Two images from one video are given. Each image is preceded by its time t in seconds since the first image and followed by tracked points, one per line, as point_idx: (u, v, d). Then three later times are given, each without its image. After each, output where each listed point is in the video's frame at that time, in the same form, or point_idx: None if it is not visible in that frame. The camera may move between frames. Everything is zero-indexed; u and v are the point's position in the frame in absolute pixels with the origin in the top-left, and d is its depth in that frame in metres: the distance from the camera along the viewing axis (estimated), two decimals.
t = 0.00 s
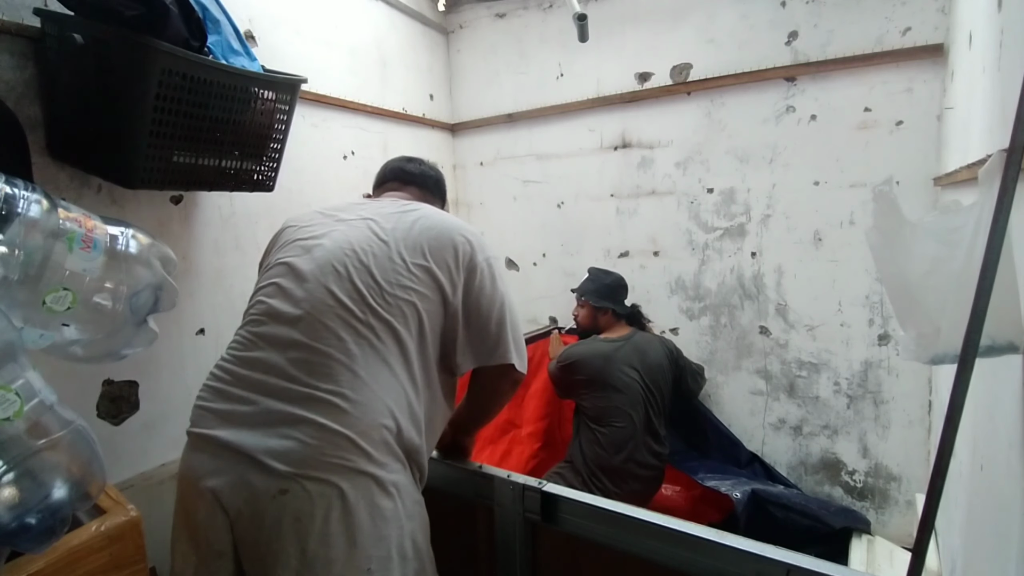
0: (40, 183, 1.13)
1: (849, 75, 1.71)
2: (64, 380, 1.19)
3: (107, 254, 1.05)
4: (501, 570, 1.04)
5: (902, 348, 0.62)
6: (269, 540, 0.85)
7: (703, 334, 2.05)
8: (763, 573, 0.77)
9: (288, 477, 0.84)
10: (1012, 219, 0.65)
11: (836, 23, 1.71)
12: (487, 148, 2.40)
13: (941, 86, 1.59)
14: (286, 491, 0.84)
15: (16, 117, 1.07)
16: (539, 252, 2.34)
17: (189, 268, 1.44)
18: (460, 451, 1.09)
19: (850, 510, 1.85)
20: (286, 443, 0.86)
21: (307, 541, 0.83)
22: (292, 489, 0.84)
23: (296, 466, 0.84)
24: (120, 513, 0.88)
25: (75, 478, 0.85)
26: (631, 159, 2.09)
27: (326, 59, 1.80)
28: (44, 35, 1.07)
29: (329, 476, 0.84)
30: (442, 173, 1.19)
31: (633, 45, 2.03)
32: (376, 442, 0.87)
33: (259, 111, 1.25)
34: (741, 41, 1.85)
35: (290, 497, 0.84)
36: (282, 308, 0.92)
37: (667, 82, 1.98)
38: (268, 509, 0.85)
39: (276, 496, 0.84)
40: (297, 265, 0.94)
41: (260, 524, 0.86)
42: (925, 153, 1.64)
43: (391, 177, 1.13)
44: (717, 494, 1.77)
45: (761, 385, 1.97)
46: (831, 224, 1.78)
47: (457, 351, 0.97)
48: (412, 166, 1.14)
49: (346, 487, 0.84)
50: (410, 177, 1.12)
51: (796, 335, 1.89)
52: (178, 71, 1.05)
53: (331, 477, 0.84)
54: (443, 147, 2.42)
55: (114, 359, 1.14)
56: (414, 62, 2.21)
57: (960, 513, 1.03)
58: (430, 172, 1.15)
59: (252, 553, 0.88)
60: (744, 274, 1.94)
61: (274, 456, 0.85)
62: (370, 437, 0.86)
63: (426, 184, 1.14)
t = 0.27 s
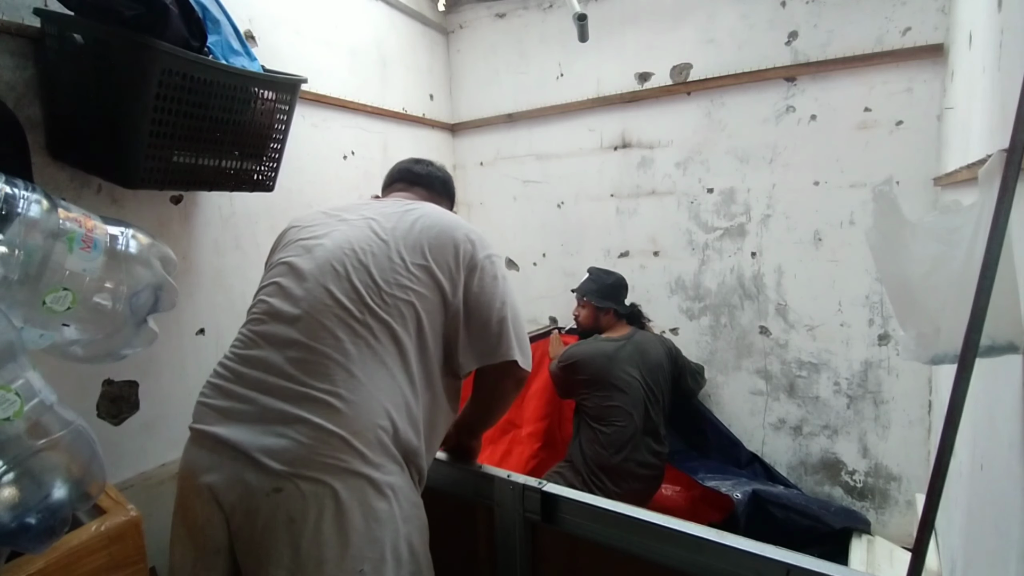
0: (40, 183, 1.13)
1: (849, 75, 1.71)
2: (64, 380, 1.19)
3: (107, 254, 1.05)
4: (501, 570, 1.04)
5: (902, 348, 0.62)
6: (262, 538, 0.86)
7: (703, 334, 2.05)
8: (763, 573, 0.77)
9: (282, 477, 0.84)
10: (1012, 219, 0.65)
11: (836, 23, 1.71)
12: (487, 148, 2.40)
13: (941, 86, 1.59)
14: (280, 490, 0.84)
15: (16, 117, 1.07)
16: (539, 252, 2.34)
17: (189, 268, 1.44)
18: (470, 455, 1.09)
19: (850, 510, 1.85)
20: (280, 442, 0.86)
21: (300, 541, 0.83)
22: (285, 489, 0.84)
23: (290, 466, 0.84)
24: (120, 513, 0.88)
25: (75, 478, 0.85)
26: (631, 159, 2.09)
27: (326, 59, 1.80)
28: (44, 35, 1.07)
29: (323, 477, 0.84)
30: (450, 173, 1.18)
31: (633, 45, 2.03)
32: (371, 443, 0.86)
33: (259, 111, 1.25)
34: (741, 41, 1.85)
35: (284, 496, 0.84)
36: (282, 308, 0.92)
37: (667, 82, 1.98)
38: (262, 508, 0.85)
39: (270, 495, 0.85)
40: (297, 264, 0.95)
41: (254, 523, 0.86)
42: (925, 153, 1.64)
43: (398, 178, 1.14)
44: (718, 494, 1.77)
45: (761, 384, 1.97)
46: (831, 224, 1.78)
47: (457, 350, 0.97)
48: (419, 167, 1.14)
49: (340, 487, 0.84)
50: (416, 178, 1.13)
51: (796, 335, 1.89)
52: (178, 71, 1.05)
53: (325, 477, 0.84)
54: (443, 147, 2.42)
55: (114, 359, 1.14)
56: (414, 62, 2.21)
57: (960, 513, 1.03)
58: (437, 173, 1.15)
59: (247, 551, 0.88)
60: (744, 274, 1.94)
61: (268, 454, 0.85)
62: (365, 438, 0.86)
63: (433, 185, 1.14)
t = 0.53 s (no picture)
0: (40, 183, 1.13)
1: (849, 75, 1.71)
2: (64, 380, 1.19)
3: (107, 254, 1.05)
4: (502, 570, 1.04)
5: (901, 348, 0.62)
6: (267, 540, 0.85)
7: (703, 334, 2.05)
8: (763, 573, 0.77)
9: (285, 475, 0.84)
10: (1012, 219, 0.65)
11: (836, 23, 1.71)
12: (487, 148, 2.40)
13: (941, 86, 1.59)
14: (284, 489, 0.84)
15: (16, 117, 1.07)
16: (539, 252, 2.34)
17: (189, 268, 1.44)
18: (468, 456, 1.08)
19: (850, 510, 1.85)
20: (283, 441, 0.85)
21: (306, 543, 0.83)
22: (288, 488, 0.84)
23: (295, 464, 0.84)
24: (120, 513, 0.88)
25: (75, 478, 0.85)
26: (631, 159, 2.09)
27: (326, 59, 1.80)
28: (44, 35, 1.07)
29: (327, 475, 0.84)
30: (449, 167, 1.17)
31: (633, 45, 2.03)
32: (373, 441, 0.86)
33: (259, 111, 1.25)
34: (740, 41, 1.85)
35: (287, 495, 0.84)
36: (282, 308, 0.92)
37: (667, 82, 1.98)
38: (265, 508, 0.85)
39: (273, 494, 0.84)
40: (296, 264, 0.95)
41: (259, 525, 0.85)
42: (925, 153, 1.64)
43: (395, 175, 1.14)
44: (718, 494, 1.77)
45: (761, 384, 1.97)
46: (831, 224, 1.78)
47: (454, 350, 0.97)
48: (416, 163, 1.13)
49: (343, 486, 0.84)
50: (412, 174, 1.13)
51: (796, 335, 1.89)
52: (178, 71, 1.05)
53: (328, 476, 0.84)
54: (443, 147, 2.42)
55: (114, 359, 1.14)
56: (414, 62, 2.21)
57: (960, 513, 1.03)
58: (434, 168, 1.14)
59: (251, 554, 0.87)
60: (744, 274, 1.94)
61: (271, 454, 0.85)
62: (366, 436, 0.86)
63: (432, 182, 1.14)
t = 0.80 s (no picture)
0: (40, 183, 1.13)
1: (849, 75, 1.71)
2: (64, 380, 1.19)
3: (107, 254, 1.05)
4: (502, 569, 1.04)
5: (901, 348, 0.62)
6: (255, 527, 0.87)
7: (703, 334, 2.05)
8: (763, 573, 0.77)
9: (268, 462, 0.87)
10: (1012, 219, 0.65)
11: (836, 23, 1.71)
12: (487, 148, 2.40)
13: (941, 86, 1.59)
14: (267, 475, 0.86)
15: (16, 117, 1.07)
16: (539, 252, 2.34)
17: (189, 268, 1.44)
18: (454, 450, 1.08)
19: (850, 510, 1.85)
20: (267, 431, 0.88)
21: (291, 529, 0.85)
22: (271, 474, 0.86)
23: (278, 452, 0.86)
24: (120, 513, 0.88)
25: (75, 478, 0.85)
26: (631, 159, 2.09)
27: (326, 59, 1.80)
28: (44, 36, 1.07)
29: (309, 462, 0.86)
30: (431, 152, 1.15)
31: (633, 45, 2.03)
32: (354, 431, 0.88)
33: (259, 111, 1.25)
34: (741, 41, 1.85)
35: (269, 481, 0.86)
36: (262, 307, 0.93)
37: (667, 82, 1.98)
38: (251, 493, 0.87)
39: (257, 480, 0.87)
40: (275, 263, 0.96)
41: (247, 512, 0.88)
42: (925, 153, 1.64)
43: (377, 168, 1.14)
44: (719, 494, 1.78)
45: (761, 384, 1.97)
46: (831, 224, 1.78)
47: (432, 342, 0.97)
48: (395, 154, 1.13)
49: (324, 472, 0.85)
50: (391, 165, 1.12)
51: (796, 335, 1.89)
52: (177, 71, 1.05)
53: (309, 463, 0.86)
54: (443, 147, 2.42)
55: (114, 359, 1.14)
56: (414, 62, 2.21)
57: (960, 513, 1.03)
58: (413, 155, 1.13)
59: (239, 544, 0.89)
60: (744, 274, 1.94)
61: (256, 443, 0.88)
62: (346, 426, 0.87)
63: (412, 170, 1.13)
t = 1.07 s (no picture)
0: (40, 183, 1.13)
1: (848, 75, 1.71)
2: (65, 380, 1.19)
3: (107, 254, 1.05)
4: (502, 569, 1.04)
5: (902, 348, 0.62)
6: (222, 505, 0.90)
7: (703, 334, 2.05)
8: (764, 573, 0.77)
9: (237, 445, 0.90)
10: (1012, 218, 0.65)
11: (836, 23, 1.71)
12: (487, 148, 2.40)
13: (941, 86, 1.59)
14: (235, 457, 0.90)
15: (16, 117, 1.07)
16: (539, 252, 2.34)
17: (189, 268, 1.44)
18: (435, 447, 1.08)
19: (850, 510, 1.85)
20: (236, 418, 0.91)
21: (255, 507, 0.88)
22: (239, 455, 0.89)
23: (245, 436, 0.90)
24: (120, 513, 0.88)
25: (75, 478, 0.85)
26: (631, 159, 2.09)
27: (326, 59, 1.80)
28: (44, 35, 1.07)
29: (273, 445, 0.89)
30: (408, 143, 1.14)
31: (633, 45, 2.03)
32: (317, 417, 0.90)
33: (259, 112, 1.25)
34: (740, 41, 1.85)
35: (238, 462, 0.89)
36: (234, 303, 0.97)
37: (667, 82, 1.98)
38: (221, 475, 0.90)
39: (227, 461, 0.90)
40: (245, 261, 0.99)
41: (215, 491, 0.91)
42: (925, 153, 1.64)
43: (355, 164, 1.15)
44: (722, 495, 1.78)
45: (761, 384, 1.97)
46: (831, 224, 1.78)
47: (397, 331, 0.98)
48: (371, 148, 1.13)
49: (290, 455, 0.88)
50: (367, 159, 1.13)
51: (796, 335, 1.89)
52: (178, 71, 1.05)
53: (275, 446, 0.89)
54: (443, 147, 2.42)
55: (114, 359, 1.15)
56: (414, 62, 2.21)
57: (960, 513, 1.03)
58: (388, 148, 1.12)
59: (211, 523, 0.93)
60: (744, 274, 1.94)
61: (226, 428, 0.91)
62: (308, 412, 0.89)
63: (384, 164, 1.12)
